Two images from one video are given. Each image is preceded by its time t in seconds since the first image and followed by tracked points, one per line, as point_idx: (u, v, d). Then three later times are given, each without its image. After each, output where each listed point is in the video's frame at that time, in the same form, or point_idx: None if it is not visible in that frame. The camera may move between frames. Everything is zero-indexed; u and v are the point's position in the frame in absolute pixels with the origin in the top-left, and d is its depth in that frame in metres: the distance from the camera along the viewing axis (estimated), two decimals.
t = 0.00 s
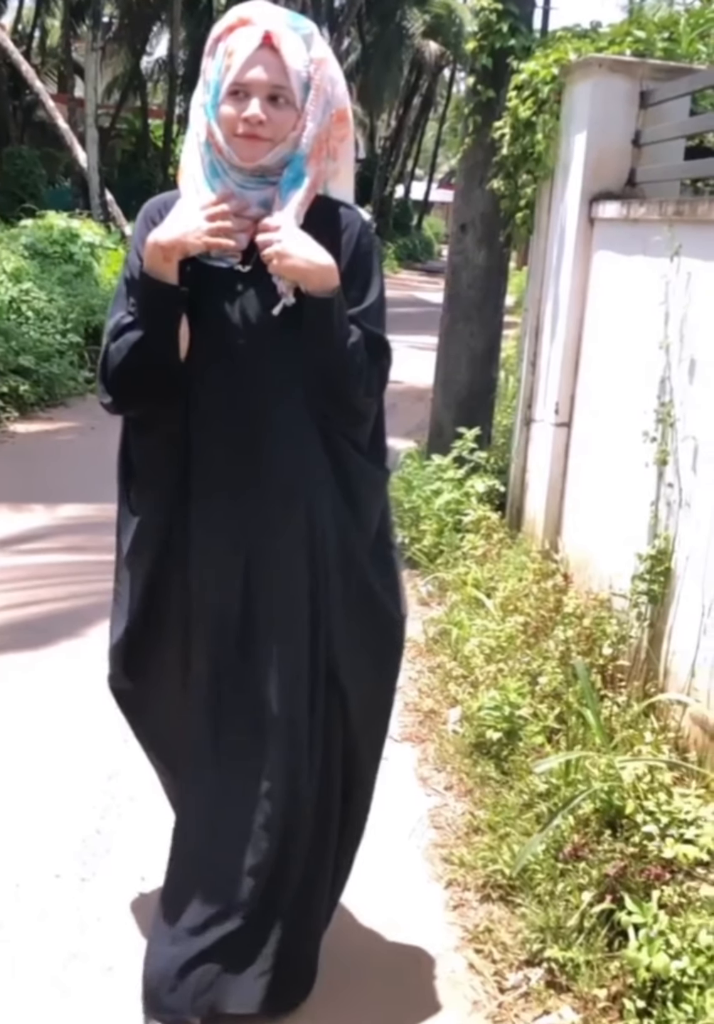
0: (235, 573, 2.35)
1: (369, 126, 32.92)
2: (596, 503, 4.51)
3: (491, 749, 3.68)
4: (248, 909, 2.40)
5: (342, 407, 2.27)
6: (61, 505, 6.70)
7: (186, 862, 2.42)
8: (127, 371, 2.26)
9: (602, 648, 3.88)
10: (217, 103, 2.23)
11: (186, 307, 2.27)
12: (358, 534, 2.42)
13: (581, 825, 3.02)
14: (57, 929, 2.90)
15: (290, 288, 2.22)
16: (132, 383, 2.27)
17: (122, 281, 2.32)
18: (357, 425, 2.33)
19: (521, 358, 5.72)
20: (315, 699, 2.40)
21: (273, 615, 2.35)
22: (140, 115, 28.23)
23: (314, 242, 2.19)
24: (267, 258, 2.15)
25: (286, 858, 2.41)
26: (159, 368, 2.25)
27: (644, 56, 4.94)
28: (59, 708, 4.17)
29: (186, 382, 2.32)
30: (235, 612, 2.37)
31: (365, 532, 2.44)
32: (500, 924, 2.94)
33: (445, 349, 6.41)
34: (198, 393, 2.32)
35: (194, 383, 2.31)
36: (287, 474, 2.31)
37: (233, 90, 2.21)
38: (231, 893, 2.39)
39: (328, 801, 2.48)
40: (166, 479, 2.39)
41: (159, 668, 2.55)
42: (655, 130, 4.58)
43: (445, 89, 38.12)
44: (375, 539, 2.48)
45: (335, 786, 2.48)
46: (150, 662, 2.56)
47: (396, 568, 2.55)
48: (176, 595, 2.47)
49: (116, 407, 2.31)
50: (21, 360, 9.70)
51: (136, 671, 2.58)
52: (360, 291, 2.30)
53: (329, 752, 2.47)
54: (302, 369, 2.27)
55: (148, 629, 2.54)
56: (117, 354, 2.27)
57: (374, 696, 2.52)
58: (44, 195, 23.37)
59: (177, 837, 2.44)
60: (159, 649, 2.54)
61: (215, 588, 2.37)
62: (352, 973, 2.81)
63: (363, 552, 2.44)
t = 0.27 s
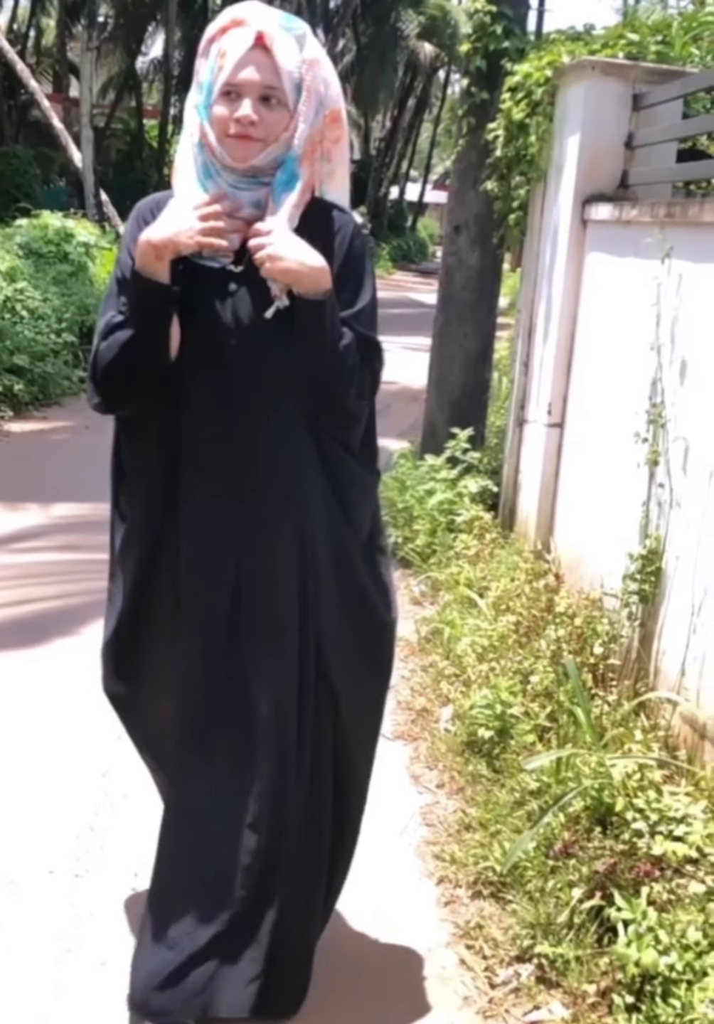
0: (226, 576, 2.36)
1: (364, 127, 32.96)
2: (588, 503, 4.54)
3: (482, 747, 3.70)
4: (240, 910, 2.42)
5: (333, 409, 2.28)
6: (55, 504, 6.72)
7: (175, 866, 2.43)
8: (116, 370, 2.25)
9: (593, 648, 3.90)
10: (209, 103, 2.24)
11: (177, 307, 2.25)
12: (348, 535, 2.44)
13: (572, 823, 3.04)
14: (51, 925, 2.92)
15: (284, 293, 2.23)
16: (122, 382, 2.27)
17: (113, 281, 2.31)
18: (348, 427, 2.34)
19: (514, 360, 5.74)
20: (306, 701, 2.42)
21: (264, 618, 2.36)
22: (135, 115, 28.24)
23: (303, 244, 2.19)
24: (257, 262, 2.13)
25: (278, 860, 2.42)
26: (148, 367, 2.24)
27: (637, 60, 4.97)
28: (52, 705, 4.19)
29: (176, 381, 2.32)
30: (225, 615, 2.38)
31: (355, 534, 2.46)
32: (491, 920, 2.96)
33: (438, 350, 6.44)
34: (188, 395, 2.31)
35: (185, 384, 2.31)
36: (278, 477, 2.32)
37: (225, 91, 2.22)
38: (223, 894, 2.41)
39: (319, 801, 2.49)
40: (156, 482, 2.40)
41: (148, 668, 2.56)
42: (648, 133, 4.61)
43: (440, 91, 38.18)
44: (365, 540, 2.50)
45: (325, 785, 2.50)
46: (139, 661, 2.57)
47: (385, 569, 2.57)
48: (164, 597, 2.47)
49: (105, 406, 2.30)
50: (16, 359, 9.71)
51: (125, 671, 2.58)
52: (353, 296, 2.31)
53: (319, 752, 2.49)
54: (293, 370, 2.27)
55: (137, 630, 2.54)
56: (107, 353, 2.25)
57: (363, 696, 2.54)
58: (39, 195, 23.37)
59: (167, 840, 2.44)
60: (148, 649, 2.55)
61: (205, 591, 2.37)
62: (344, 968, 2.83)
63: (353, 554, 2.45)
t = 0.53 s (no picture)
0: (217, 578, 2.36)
1: (361, 126, 32.97)
2: (582, 500, 4.56)
3: (475, 742, 3.72)
4: (231, 910, 2.43)
5: (325, 409, 2.29)
6: (52, 501, 6.74)
7: (167, 864, 2.45)
8: (107, 368, 2.25)
9: (586, 644, 3.92)
10: (203, 101, 2.26)
11: (169, 303, 2.25)
12: (340, 536, 2.45)
13: (564, 818, 3.06)
14: (46, 918, 2.94)
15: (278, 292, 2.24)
16: (113, 378, 2.26)
17: (106, 277, 2.31)
18: (341, 428, 2.35)
19: (509, 358, 5.77)
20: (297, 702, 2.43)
21: (255, 621, 2.37)
22: (131, 113, 28.23)
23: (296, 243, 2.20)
24: (250, 262, 2.15)
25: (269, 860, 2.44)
26: (140, 364, 2.24)
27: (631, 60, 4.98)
28: (49, 700, 4.21)
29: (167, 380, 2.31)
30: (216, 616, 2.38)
31: (347, 534, 2.47)
32: (483, 913, 2.99)
33: (433, 348, 6.46)
34: (180, 395, 2.31)
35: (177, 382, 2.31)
36: (270, 478, 2.33)
37: (219, 89, 2.24)
38: (214, 893, 2.42)
39: (311, 801, 2.51)
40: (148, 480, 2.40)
41: (140, 665, 2.57)
42: (642, 133, 4.63)
43: (436, 89, 38.18)
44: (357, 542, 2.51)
45: (316, 784, 2.51)
46: (134, 657, 2.59)
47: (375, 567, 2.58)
48: (156, 595, 2.48)
49: (96, 402, 2.30)
50: (12, 356, 9.72)
51: (122, 664, 2.62)
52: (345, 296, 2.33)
53: (310, 750, 2.50)
54: (286, 370, 2.27)
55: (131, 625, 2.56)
56: (97, 350, 2.25)
57: (355, 696, 2.55)
58: (35, 192, 23.37)
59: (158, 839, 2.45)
60: (141, 646, 2.56)
61: (195, 593, 2.37)
62: (337, 961, 2.86)
63: (345, 555, 2.46)
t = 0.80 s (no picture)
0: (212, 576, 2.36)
1: (362, 120, 32.94)
2: (581, 493, 4.58)
3: (475, 734, 3.74)
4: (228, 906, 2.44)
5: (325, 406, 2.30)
6: (54, 494, 6.75)
7: (163, 861, 2.45)
8: (104, 357, 2.26)
9: (585, 638, 3.94)
10: (202, 94, 2.27)
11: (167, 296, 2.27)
12: (336, 533, 2.46)
13: (563, 808, 3.08)
14: (48, 907, 2.96)
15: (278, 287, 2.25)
16: (109, 368, 2.28)
17: (104, 269, 2.33)
18: (338, 423, 2.36)
19: (509, 353, 5.78)
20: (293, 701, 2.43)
21: (251, 619, 2.37)
22: (132, 107, 28.21)
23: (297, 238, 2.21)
24: (250, 257, 2.17)
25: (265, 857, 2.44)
26: (136, 355, 2.26)
27: (632, 54, 4.99)
28: (51, 692, 4.23)
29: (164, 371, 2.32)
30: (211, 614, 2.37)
31: (345, 531, 2.48)
32: (483, 903, 3.01)
33: (434, 342, 6.47)
34: (177, 389, 2.32)
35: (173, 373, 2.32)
36: (267, 474, 2.33)
37: (218, 80, 2.25)
38: (211, 889, 2.43)
39: (307, 797, 2.52)
40: (143, 475, 2.40)
41: (137, 659, 2.57)
42: (642, 127, 4.64)
43: (437, 83, 38.13)
44: (354, 539, 2.51)
45: (313, 778, 2.52)
46: (130, 649, 2.60)
47: (373, 564, 2.59)
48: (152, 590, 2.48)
49: (91, 392, 2.32)
50: (13, 351, 9.74)
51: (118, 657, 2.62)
52: (343, 291, 2.34)
53: (307, 744, 2.51)
54: (284, 366, 2.29)
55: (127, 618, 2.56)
56: (94, 340, 2.26)
57: (351, 692, 2.56)
58: (36, 187, 23.37)
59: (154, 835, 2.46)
60: (137, 640, 2.57)
61: (189, 590, 2.36)
62: (337, 950, 2.88)
63: (343, 553, 2.48)
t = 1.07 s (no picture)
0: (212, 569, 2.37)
1: (368, 109, 32.86)
2: (587, 482, 4.59)
3: (480, 723, 3.76)
4: (229, 898, 2.46)
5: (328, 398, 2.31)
6: (60, 484, 6.78)
7: (165, 851, 2.47)
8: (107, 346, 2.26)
9: (590, 626, 3.95)
10: (206, 81, 2.27)
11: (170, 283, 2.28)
12: (337, 525, 2.47)
13: (568, 796, 3.09)
14: (55, 892, 2.99)
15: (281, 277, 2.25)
16: (111, 358, 2.27)
17: (105, 256, 2.32)
18: (340, 416, 2.37)
19: (515, 342, 5.78)
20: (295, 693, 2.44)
21: (251, 612, 2.37)
22: (138, 97, 28.17)
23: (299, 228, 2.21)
24: (253, 245, 2.16)
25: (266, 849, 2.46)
26: (140, 344, 2.25)
27: (638, 42, 4.98)
28: (58, 681, 4.25)
29: (167, 360, 2.34)
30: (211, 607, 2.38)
31: (347, 522, 2.48)
32: (487, 890, 3.03)
33: (440, 332, 6.47)
34: (179, 380, 2.33)
35: (175, 363, 2.33)
36: (269, 465, 2.34)
37: (221, 67, 2.25)
38: (212, 880, 2.45)
39: (308, 789, 2.53)
40: (145, 466, 2.42)
41: (139, 648, 2.59)
42: (648, 116, 4.63)
43: (443, 72, 38.01)
44: (355, 532, 2.52)
45: (315, 768, 2.54)
46: (132, 638, 2.61)
47: (375, 556, 2.60)
48: (153, 581, 2.49)
49: (94, 382, 2.31)
50: (20, 341, 9.76)
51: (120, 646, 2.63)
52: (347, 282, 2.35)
53: (309, 734, 2.52)
54: (288, 357, 2.30)
55: (129, 607, 2.58)
56: (97, 328, 2.25)
57: (352, 683, 2.58)
58: (42, 178, 23.37)
59: (156, 825, 2.47)
60: (139, 629, 2.58)
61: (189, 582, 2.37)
62: (342, 936, 2.90)
63: (345, 544, 2.49)
